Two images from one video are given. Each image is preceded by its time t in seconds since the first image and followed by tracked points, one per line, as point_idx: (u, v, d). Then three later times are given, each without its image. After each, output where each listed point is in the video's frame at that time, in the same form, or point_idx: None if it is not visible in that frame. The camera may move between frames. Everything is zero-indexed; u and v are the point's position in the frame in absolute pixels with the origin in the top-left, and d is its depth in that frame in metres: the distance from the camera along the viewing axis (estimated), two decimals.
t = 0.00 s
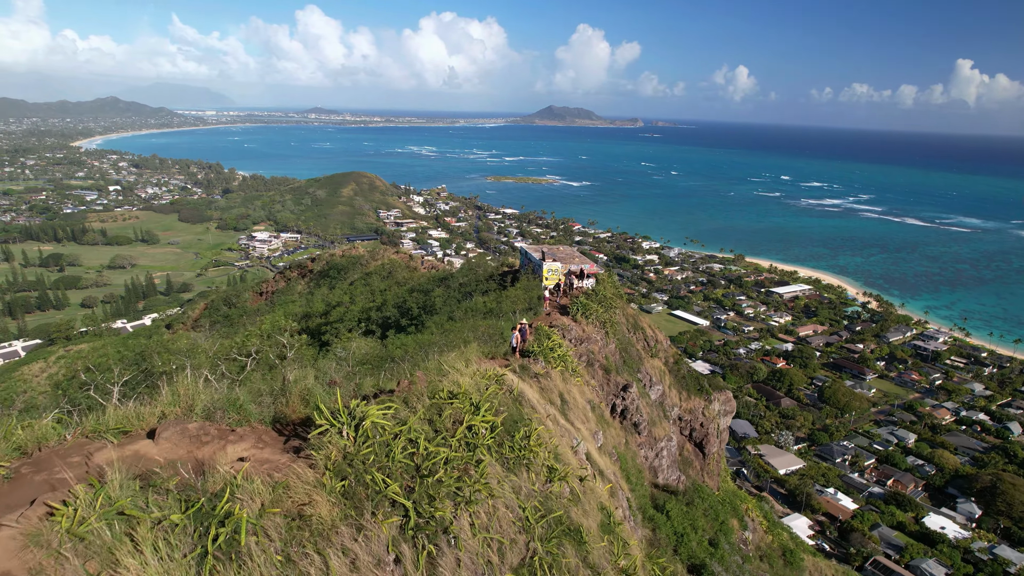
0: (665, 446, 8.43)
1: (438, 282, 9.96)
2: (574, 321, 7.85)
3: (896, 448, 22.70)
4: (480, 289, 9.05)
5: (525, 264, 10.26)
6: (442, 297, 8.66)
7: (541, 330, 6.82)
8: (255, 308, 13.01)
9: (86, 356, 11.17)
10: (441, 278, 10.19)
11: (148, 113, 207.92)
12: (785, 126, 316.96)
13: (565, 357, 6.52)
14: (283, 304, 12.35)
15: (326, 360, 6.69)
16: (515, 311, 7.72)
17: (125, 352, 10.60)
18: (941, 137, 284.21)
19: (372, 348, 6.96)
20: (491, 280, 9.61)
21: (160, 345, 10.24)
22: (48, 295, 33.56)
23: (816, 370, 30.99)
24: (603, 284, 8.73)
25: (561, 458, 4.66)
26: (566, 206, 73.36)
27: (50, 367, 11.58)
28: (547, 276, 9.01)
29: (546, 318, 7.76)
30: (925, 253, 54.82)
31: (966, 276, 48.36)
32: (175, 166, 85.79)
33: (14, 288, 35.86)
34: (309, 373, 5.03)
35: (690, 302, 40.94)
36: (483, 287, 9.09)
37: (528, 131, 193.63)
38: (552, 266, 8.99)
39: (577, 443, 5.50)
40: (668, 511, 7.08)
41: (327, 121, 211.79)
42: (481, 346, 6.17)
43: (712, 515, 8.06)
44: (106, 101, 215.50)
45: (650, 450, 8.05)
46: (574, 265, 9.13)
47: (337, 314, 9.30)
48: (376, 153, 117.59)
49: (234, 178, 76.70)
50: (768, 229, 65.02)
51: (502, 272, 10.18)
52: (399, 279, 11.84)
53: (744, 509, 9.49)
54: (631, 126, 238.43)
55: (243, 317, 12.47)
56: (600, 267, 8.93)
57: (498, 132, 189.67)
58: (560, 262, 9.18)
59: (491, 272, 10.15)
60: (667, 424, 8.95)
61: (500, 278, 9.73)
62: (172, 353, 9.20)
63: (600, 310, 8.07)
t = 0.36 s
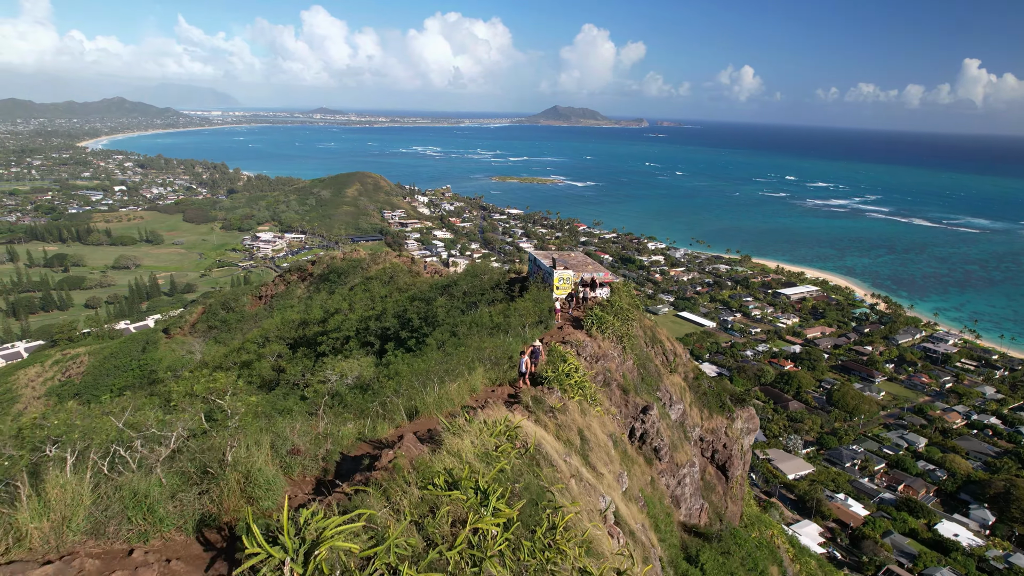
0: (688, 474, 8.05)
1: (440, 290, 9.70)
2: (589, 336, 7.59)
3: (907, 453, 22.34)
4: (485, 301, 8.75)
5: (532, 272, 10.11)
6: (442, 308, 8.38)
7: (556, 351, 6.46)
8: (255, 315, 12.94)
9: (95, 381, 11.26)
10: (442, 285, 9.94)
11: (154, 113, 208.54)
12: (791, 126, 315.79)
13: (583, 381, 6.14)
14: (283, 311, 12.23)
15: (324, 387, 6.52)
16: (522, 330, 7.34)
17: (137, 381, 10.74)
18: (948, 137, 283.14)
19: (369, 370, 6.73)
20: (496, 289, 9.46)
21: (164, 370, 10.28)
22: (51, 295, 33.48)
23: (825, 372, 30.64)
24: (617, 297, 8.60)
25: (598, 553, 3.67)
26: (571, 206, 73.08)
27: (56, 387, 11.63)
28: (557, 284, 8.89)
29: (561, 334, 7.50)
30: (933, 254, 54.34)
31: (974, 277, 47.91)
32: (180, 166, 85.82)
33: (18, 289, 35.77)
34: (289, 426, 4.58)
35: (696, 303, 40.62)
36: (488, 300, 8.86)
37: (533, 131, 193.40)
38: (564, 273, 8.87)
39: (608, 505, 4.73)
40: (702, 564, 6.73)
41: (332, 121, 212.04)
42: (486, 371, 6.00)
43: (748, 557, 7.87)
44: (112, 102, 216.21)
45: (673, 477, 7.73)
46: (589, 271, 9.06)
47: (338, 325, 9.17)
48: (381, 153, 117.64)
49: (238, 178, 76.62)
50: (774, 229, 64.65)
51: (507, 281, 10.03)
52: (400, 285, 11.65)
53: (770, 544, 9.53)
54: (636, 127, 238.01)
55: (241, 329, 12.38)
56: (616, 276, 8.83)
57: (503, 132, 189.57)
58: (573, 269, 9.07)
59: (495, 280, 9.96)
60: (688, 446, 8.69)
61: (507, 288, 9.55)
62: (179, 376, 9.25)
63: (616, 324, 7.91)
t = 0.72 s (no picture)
0: (712, 505, 7.77)
1: (441, 300, 9.46)
2: (602, 354, 7.40)
3: (916, 458, 22.01)
4: (487, 316, 8.50)
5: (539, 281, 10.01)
6: (441, 319, 8.13)
7: (571, 380, 6.28)
8: (253, 321, 12.78)
9: (90, 388, 11.20)
10: (445, 294, 9.72)
11: (159, 113, 209.00)
12: (796, 126, 314.82)
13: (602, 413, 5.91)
14: (282, 316, 12.07)
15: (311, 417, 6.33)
16: (528, 353, 7.11)
17: (131, 392, 10.64)
18: (954, 137, 281.66)
19: (361, 395, 6.53)
20: (502, 296, 9.29)
21: (157, 381, 10.19)
22: (54, 296, 33.36)
23: (832, 374, 30.30)
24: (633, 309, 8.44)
25: None
26: (576, 206, 72.83)
27: (52, 394, 11.59)
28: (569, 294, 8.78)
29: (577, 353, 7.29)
30: (941, 254, 53.89)
31: (983, 278, 47.47)
32: (184, 166, 85.84)
33: (21, 290, 35.68)
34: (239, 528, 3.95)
35: (702, 305, 40.33)
36: (495, 313, 8.67)
37: (537, 130, 193.05)
38: (578, 282, 8.78)
39: None
40: None
41: (337, 121, 212.23)
42: (492, 407, 5.86)
43: None
44: (118, 103, 216.79)
45: (700, 509, 7.44)
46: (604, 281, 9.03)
47: (335, 334, 8.98)
48: (385, 153, 117.61)
49: (242, 178, 76.53)
50: (780, 230, 64.28)
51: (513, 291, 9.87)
52: (403, 291, 11.45)
53: None
54: (641, 126, 237.38)
55: (238, 336, 12.22)
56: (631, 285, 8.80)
57: (508, 132, 189.32)
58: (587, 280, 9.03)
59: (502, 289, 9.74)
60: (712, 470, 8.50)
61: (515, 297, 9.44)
62: (173, 389, 9.19)
63: (632, 341, 7.71)
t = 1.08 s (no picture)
0: (747, 549, 7.36)
1: (446, 313, 9.09)
2: (626, 380, 7.24)
3: (929, 463, 21.64)
4: (493, 334, 8.09)
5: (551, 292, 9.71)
6: (441, 336, 7.73)
7: (594, 423, 5.90)
8: (250, 326, 12.66)
9: (84, 396, 11.19)
10: (450, 306, 9.35)
11: (167, 113, 209.70)
12: (803, 127, 313.68)
13: (622, 459, 5.30)
14: (282, 323, 11.88)
15: (293, 458, 6.02)
16: (541, 380, 6.75)
17: (123, 404, 10.61)
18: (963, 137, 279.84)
19: (350, 431, 6.16)
20: (512, 308, 8.98)
21: (150, 391, 10.15)
22: (60, 296, 33.36)
23: (842, 378, 29.89)
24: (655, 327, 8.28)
25: None
26: (582, 207, 72.53)
27: (47, 400, 11.60)
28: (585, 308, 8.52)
29: (602, 379, 7.12)
30: (951, 256, 53.32)
31: (994, 280, 46.88)
32: (191, 166, 85.98)
33: (28, 290, 35.69)
34: None
35: (710, 306, 39.99)
36: (509, 332, 8.33)
37: (543, 130, 192.84)
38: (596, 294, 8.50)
39: None
40: None
41: (344, 121, 212.62)
42: (502, 458, 5.24)
43: None
44: (126, 103, 217.96)
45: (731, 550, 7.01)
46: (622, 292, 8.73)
47: (332, 350, 8.70)
48: (391, 153, 117.63)
49: (248, 178, 76.55)
50: (788, 231, 63.78)
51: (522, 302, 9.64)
52: (406, 299, 11.16)
53: None
54: (647, 127, 236.85)
55: (234, 343, 12.09)
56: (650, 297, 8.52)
57: (514, 132, 189.19)
58: (604, 291, 8.71)
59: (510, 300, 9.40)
60: (740, 500, 8.30)
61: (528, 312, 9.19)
62: (167, 402, 9.16)
63: (659, 363, 7.61)
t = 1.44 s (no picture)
0: None
1: (459, 327, 8.76)
2: (665, 412, 6.86)
3: (954, 472, 21.09)
4: (511, 350, 7.71)
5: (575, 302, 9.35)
6: (452, 353, 7.38)
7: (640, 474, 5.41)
8: (257, 333, 12.61)
9: (88, 401, 11.22)
10: (465, 316, 9.04)
11: (185, 113, 211.54)
12: (820, 127, 310.44)
13: (679, 530, 4.62)
14: (291, 329, 11.74)
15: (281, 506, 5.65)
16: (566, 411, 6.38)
17: (126, 411, 10.59)
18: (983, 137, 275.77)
19: (345, 475, 5.75)
20: (532, 321, 8.65)
21: (152, 400, 10.13)
22: (76, 295, 33.52)
23: (862, 382, 29.32)
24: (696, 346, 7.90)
25: None
26: (596, 207, 72.13)
27: (54, 404, 11.64)
28: (616, 324, 8.18)
29: (640, 409, 6.78)
30: (973, 258, 52.35)
31: (1018, 283, 45.92)
32: (207, 166, 86.42)
33: (44, 289, 35.85)
34: None
35: (726, 309, 39.47)
36: (533, 348, 7.95)
37: (557, 130, 192.45)
38: (630, 308, 8.14)
39: None
40: None
41: (358, 121, 213.44)
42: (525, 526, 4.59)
43: None
44: (144, 103, 220.16)
45: None
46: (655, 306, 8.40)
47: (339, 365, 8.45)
48: (405, 153, 117.78)
49: (263, 178, 76.85)
50: (805, 232, 63.00)
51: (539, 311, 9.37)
52: (420, 305, 10.92)
53: None
54: (661, 127, 235.73)
55: (240, 351, 11.98)
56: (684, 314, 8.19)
57: (528, 132, 188.92)
58: (635, 305, 8.36)
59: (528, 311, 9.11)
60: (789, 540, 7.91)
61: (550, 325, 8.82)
62: (170, 414, 9.10)
63: (699, 390, 7.28)
